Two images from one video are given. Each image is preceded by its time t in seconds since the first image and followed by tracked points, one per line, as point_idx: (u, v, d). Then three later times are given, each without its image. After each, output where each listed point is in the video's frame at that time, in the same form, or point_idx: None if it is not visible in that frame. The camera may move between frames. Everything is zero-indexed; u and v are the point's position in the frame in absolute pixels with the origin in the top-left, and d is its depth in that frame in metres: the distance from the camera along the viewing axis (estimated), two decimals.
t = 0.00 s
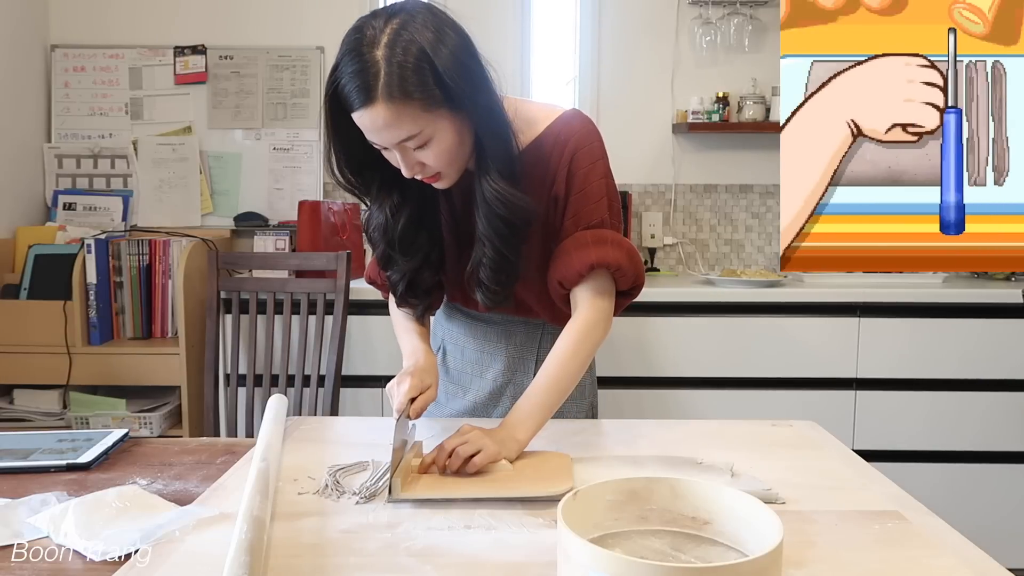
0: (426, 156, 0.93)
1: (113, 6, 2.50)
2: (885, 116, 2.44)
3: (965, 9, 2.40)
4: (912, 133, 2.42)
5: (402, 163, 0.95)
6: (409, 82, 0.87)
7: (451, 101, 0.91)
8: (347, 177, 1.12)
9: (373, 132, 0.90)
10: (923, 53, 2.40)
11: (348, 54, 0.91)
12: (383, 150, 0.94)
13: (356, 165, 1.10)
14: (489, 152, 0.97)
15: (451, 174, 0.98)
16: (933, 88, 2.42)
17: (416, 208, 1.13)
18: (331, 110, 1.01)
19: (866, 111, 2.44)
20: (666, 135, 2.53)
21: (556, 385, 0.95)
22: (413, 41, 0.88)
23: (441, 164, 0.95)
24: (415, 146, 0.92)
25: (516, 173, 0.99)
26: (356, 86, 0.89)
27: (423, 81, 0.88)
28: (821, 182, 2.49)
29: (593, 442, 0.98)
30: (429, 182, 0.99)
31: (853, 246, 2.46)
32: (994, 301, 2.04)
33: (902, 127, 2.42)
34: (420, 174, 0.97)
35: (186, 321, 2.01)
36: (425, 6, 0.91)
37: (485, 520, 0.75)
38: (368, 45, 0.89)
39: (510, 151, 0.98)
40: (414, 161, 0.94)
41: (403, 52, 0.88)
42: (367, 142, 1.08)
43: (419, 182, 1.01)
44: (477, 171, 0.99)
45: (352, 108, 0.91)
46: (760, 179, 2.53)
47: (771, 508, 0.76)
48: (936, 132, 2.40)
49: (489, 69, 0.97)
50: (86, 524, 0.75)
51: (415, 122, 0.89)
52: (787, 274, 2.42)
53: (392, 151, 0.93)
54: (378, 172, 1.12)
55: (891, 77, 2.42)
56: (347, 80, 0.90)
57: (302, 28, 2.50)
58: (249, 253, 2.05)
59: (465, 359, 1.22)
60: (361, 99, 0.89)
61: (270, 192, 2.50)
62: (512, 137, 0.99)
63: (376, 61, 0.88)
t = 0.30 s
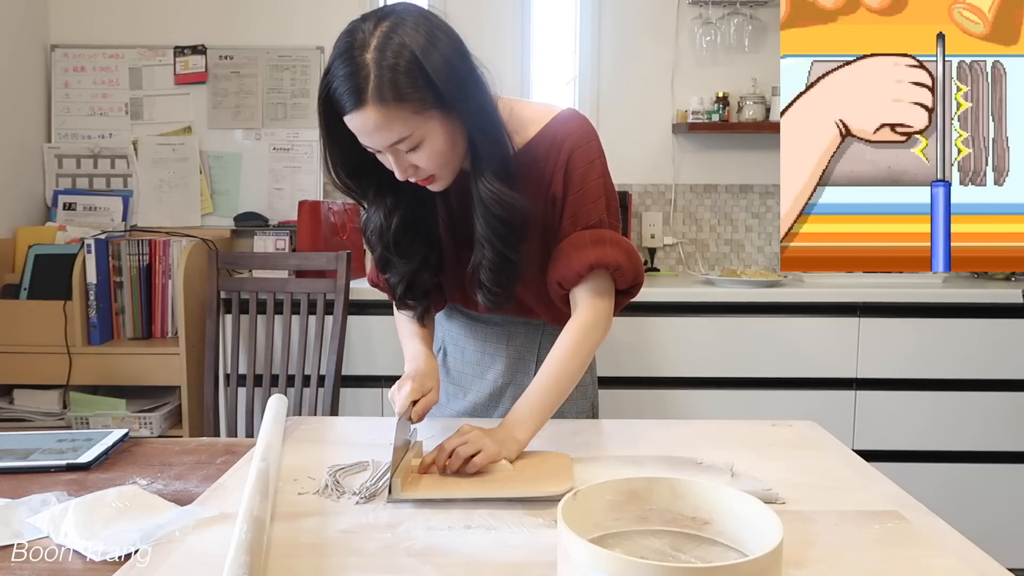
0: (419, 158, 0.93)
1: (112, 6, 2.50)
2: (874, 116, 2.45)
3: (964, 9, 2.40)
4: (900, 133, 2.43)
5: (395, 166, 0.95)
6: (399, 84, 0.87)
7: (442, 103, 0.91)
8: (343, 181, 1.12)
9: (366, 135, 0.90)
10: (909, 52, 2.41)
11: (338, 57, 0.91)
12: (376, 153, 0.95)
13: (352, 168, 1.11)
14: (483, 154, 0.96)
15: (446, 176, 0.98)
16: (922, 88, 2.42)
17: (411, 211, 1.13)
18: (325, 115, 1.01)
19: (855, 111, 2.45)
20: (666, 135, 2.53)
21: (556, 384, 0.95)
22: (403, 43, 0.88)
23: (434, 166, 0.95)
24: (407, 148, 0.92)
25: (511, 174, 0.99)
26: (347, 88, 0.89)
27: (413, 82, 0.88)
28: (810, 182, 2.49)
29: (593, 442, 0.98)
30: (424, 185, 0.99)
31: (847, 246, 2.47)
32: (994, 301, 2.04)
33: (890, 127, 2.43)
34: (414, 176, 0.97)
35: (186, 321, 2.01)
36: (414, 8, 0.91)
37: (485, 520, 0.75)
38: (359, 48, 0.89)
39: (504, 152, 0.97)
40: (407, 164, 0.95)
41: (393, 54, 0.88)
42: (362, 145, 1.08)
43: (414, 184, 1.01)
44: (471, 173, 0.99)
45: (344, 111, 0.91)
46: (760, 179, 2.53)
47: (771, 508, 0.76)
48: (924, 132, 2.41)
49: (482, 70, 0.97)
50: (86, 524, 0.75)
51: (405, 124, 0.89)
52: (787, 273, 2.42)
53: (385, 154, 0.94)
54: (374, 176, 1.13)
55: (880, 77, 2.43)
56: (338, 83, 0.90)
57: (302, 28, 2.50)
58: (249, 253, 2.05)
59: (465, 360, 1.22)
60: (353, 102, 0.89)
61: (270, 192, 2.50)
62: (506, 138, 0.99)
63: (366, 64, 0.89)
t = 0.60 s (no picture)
0: (385, 175, 0.93)
1: (112, 6, 2.50)
2: (862, 116, 2.45)
3: (965, 9, 2.40)
4: (889, 133, 2.44)
5: (364, 184, 0.95)
6: (356, 104, 0.86)
7: (405, 121, 0.90)
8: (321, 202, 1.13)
9: (330, 153, 0.90)
10: (898, 52, 2.42)
11: (301, 76, 0.90)
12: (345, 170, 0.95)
13: (328, 189, 1.11)
14: (450, 172, 0.95)
15: (416, 191, 0.98)
16: (910, 88, 2.44)
17: (389, 230, 1.14)
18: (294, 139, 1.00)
19: (843, 111, 2.46)
20: (666, 135, 2.53)
21: (555, 385, 0.95)
22: (362, 62, 0.87)
23: (401, 182, 0.95)
24: (371, 166, 0.92)
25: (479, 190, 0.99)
26: (309, 108, 0.89)
27: (371, 102, 0.87)
28: (798, 182, 2.49)
29: (592, 442, 0.98)
30: (397, 201, 0.99)
31: (851, 246, 2.46)
32: (994, 301, 2.04)
33: (880, 126, 2.44)
34: (383, 193, 0.97)
35: (186, 321, 2.01)
36: (375, 26, 0.90)
37: (485, 520, 0.75)
38: (319, 67, 0.89)
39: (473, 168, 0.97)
40: (374, 181, 0.94)
41: (352, 74, 0.87)
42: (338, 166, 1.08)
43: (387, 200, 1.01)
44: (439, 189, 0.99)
45: (308, 130, 0.91)
46: (760, 179, 2.53)
47: (771, 509, 0.76)
48: (914, 132, 2.43)
49: (450, 82, 0.96)
50: (86, 524, 0.75)
51: (367, 142, 0.89)
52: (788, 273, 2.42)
53: (353, 172, 0.93)
54: (352, 194, 1.13)
55: (868, 77, 2.43)
56: (301, 102, 0.90)
57: (303, 28, 2.50)
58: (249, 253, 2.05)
59: (469, 364, 1.22)
60: (314, 122, 0.89)
61: (270, 192, 2.50)
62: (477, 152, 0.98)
63: (326, 83, 0.88)
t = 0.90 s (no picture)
0: (373, 183, 0.93)
1: (112, 7, 2.50)
2: (857, 112, 2.41)
3: (966, 9, 2.38)
4: (881, 129, 2.39)
5: (353, 192, 0.96)
6: (339, 114, 0.86)
7: (390, 130, 0.90)
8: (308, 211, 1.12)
9: (318, 162, 0.91)
10: (892, 51, 2.40)
11: (289, 85, 0.91)
12: (335, 179, 0.95)
13: (315, 198, 1.11)
14: (434, 181, 0.95)
15: (405, 198, 0.98)
16: (903, 86, 2.39)
17: (376, 238, 1.15)
18: (282, 148, 1.01)
19: (837, 108, 2.42)
20: (666, 135, 2.53)
21: (553, 386, 0.95)
22: (346, 71, 0.87)
23: (390, 189, 0.95)
24: (359, 174, 0.92)
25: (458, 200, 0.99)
26: (296, 116, 0.90)
27: (355, 111, 0.87)
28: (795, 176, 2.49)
29: (592, 442, 0.98)
30: (388, 209, 1.00)
31: (852, 240, 2.42)
32: (994, 301, 2.04)
33: (873, 123, 2.40)
34: (374, 201, 0.97)
35: (186, 322, 2.01)
36: (362, 34, 0.89)
37: (485, 520, 0.75)
38: (306, 76, 0.89)
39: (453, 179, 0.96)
40: (363, 189, 0.95)
41: (336, 84, 0.87)
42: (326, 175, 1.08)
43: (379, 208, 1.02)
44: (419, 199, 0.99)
45: (296, 138, 0.92)
46: (760, 179, 2.53)
47: (771, 509, 0.76)
48: (906, 128, 2.38)
49: (438, 90, 0.95)
50: (86, 524, 0.75)
51: (353, 149, 0.89)
52: (788, 273, 2.42)
53: (343, 181, 0.94)
54: (339, 203, 1.13)
55: (861, 75, 2.40)
56: (289, 111, 0.91)
57: (303, 28, 2.50)
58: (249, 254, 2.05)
59: (466, 364, 1.22)
60: (302, 130, 0.90)
61: (270, 192, 2.50)
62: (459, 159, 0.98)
63: (312, 93, 0.88)
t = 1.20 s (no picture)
0: (378, 181, 0.93)
1: (112, 6, 2.49)
2: (834, 112, 2.43)
3: (966, 9, 2.38)
4: (858, 129, 2.41)
5: (358, 191, 0.96)
6: (346, 112, 0.86)
7: (396, 128, 0.90)
8: (313, 212, 1.12)
9: (323, 161, 0.91)
10: (869, 51, 2.39)
11: (292, 84, 0.91)
12: (339, 178, 0.95)
13: (318, 198, 1.11)
14: (442, 179, 0.95)
15: (410, 197, 0.98)
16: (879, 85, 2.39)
17: (380, 239, 1.15)
18: (286, 147, 1.01)
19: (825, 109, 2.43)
20: (666, 135, 2.53)
21: (555, 387, 0.95)
22: (351, 69, 0.87)
23: (395, 188, 0.95)
24: (364, 172, 0.92)
25: (471, 196, 0.99)
26: (301, 116, 0.89)
27: (362, 109, 0.87)
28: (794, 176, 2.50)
29: (592, 442, 0.98)
30: (392, 208, 1.00)
31: (853, 239, 2.41)
32: (994, 301, 2.04)
33: (850, 123, 2.41)
34: (378, 200, 0.97)
35: (186, 322, 2.01)
36: (365, 32, 0.89)
37: (485, 520, 0.75)
38: (309, 75, 0.89)
39: (461, 177, 0.96)
40: (368, 188, 0.95)
41: (341, 82, 0.87)
42: (330, 175, 1.08)
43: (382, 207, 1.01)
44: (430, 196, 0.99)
45: (300, 137, 0.91)
46: (760, 179, 2.53)
47: (771, 509, 0.76)
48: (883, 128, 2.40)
49: (442, 88, 0.95)
50: (86, 524, 0.75)
51: (359, 148, 0.89)
52: (788, 273, 2.42)
53: (347, 180, 0.94)
54: (343, 203, 1.14)
55: (837, 75, 2.41)
56: (293, 110, 0.91)
57: (303, 28, 2.50)
58: (250, 254, 2.05)
59: (465, 364, 1.22)
60: (307, 129, 0.89)
61: (270, 192, 2.50)
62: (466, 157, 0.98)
63: (317, 91, 0.88)
